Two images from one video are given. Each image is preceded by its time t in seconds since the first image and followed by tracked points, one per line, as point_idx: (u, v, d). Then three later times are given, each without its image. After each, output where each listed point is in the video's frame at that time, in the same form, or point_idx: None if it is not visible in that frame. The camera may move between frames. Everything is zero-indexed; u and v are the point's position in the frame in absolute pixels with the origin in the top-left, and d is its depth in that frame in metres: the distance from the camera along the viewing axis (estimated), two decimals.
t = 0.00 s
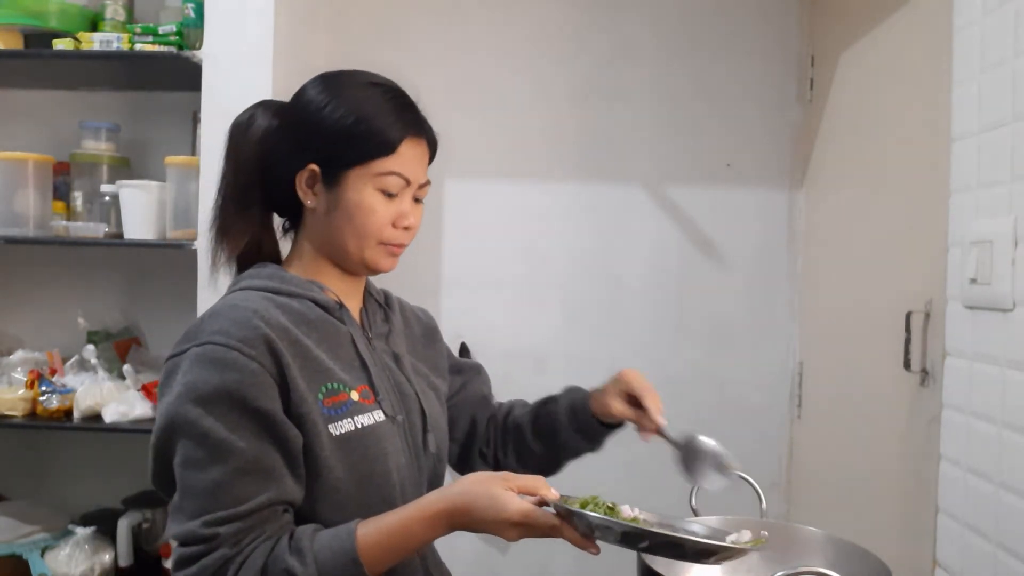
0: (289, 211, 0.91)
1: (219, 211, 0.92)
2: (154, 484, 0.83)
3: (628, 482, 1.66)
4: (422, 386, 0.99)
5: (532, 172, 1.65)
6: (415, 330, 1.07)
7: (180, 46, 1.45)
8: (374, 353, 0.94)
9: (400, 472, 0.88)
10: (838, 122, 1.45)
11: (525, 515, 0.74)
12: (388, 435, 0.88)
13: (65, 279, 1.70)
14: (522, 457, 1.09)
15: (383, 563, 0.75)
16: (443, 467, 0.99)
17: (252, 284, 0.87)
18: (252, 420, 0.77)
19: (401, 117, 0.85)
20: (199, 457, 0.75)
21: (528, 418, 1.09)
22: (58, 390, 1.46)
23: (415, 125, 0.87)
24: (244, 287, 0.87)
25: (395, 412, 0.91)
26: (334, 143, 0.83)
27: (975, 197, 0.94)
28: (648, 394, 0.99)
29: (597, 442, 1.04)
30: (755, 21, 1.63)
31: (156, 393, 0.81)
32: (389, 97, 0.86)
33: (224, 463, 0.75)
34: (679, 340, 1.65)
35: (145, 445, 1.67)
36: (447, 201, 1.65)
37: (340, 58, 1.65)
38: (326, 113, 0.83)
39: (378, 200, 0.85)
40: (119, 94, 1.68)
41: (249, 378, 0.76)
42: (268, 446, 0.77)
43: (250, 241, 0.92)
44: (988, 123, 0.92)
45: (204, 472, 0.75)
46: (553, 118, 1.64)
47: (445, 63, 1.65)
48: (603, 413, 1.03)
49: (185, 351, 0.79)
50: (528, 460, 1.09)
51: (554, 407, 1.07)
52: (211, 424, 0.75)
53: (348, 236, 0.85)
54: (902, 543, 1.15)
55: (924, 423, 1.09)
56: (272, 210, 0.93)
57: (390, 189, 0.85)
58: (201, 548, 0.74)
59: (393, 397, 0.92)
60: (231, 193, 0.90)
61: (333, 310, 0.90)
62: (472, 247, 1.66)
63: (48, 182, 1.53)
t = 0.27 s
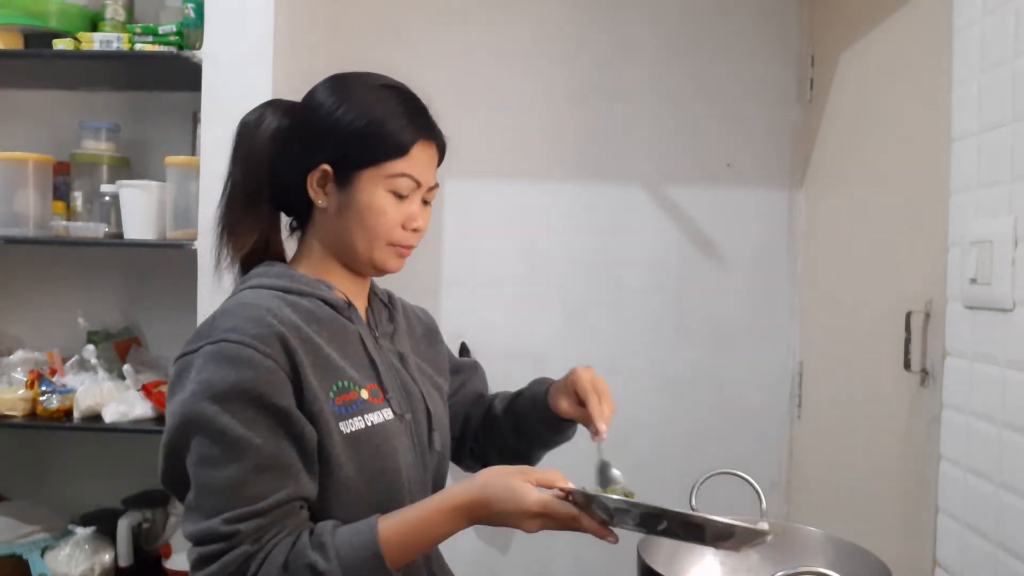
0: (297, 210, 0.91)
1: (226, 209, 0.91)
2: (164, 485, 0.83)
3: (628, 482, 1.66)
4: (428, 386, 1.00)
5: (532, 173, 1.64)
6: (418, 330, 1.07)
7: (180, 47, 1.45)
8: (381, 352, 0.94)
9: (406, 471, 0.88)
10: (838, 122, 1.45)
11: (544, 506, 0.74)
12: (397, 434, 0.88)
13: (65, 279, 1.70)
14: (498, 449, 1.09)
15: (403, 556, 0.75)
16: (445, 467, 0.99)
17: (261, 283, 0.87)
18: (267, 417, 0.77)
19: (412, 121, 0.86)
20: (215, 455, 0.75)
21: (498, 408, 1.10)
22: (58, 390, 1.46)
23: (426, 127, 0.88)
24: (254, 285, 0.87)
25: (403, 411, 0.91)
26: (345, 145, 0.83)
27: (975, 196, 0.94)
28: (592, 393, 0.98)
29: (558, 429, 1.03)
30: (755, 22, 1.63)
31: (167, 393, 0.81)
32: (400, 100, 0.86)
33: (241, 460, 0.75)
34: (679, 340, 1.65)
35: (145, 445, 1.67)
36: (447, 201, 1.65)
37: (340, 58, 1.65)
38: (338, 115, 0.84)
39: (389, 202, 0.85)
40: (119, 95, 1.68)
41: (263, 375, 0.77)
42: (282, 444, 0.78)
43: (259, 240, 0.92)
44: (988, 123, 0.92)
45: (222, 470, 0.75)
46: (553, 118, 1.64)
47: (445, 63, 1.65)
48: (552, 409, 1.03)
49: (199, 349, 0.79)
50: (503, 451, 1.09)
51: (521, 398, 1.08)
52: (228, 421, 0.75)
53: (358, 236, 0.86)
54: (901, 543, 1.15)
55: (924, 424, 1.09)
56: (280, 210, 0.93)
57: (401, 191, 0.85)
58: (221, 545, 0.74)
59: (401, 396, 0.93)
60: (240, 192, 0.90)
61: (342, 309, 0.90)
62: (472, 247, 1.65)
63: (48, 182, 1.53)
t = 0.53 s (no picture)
0: (301, 210, 0.91)
1: (231, 210, 0.91)
2: (169, 482, 0.83)
3: (628, 482, 1.66)
4: (430, 385, 1.00)
5: (532, 173, 1.64)
6: (420, 330, 1.07)
7: (180, 47, 1.45)
8: (385, 351, 0.94)
9: (409, 470, 0.88)
10: (838, 122, 1.45)
11: (546, 509, 0.74)
12: (400, 432, 0.88)
13: (65, 279, 1.70)
14: (531, 455, 1.11)
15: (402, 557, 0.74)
16: (446, 467, 0.99)
17: (266, 282, 0.88)
18: (271, 415, 0.77)
19: (415, 121, 0.87)
20: (220, 453, 0.75)
21: (536, 417, 1.10)
22: (58, 390, 1.46)
23: (429, 129, 0.89)
24: (259, 284, 0.87)
25: (406, 410, 0.91)
26: (350, 146, 0.84)
27: (975, 196, 0.94)
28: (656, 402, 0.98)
29: (605, 446, 1.04)
30: (755, 22, 1.63)
31: (172, 390, 0.81)
32: (404, 101, 0.87)
33: (245, 458, 0.75)
34: (679, 340, 1.65)
35: (145, 445, 1.67)
36: (448, 200, 1.65)
37: (340, 58, 1.65)
38: (343, 116, 0.84)
39: (394, 201, 0.86)
40: (119, 95, 1.68)
41: (268, 373, 0.77)
42: (287, 442, 0.78)
43: (263, 240, 0.92)
44: (988, 123, 0.92)
45: (226, 467, 0.75)
46: (553, 118, 1.64)
47: (445, 63, 1.65)
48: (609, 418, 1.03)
49: (204, 347, 0.79)
50: (537, 458, 1.10)
51: (563, 409, 1.08)
52: (233, 418, 0.75)
53: (363, 236, 0.86)
54: (902, 543, 1.15)
55: (925, 423, 1.09)
56: (284, 211, 0.92)
57: (405, 191, 0.86)
58: (223, 543, 0.74)
59: (404, 395, 0.93)
60: (244, 192, 0.90)
61: (346, 308, 0.91)
62: (472, 247, 1.65)
63: (48, 182, 1.53)
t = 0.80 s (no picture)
0: (310, 210, 0.91)
1: (242, 210, 0.91)
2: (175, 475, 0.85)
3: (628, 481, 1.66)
4: (435, 386, 1.00)
5: (532, 173, 1.64)
6: (426, 330, 1.07)
7: (180, 46, 1.45)
8: (390, 351, 0.94)
9: (413, 470, 0.88)
10: (838, 122, 1.45)
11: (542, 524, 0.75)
12: (404, 432, 0.88)
13: (65, 279, 1.70)
14: (535, 457, 1.10)
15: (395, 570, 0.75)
16: (450, 467, 0.99)
17: (275, 281, 0.88)
18: (271, 414, 0.78)
19: (424, 124, 0.87)
20: (218, 449, 0.76)
21: (539, 417, 1.10)
22: (58, 390, 1.46)
23: (438, 132, 0.89)
24: (267, 283, 0.88)
25: (410, 410, 0.91)
26: (359, 147, 0.84)
27: (975, 196, 0.94)
28: (645, 394, 0.99)
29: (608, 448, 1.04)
30: (755, 22, 1.63)
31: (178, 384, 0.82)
32: (413, 105, 0.88)
33: (242, 456, 0.75)
34: (679, 340, 1.65)
35: (145, 445, 1.67)
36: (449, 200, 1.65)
37: (340, 58, 1.65)
38: (353, 118, 0.85)
39: (402, 202, 0.86)
40: (119, 95, 1.68)
41: (268, 373, 0.77)
42: (286, 442, 0.78)
43: (273, 240, 0.92)
44: (988, 123, 0.92)
45: (223, 464, 0.75)
46: (553, 118, 1.64)
47: (445, 62, 1.65)
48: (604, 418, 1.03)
49: (209, 344, 0.80)
50: (540, 460, 1.10)
51: (565, 408, 1.09)
52: (231, 415, 0.76)
53: (371, 236, 0.87)
54: (902, 543, 1.15)
55: (925, 423, 1.09)
56: (294, 211, 0.92)
57: (414, 192, 0.86)
58: (214, 538, 0.75)
59: (408, 396, 0.93)
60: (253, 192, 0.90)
61: (353, 308, 0.91)
62: (472, 247, 1.66)
63: (48, 182, 1.53)
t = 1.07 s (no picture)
0: (314, 210, 0.91)
1: (248, 209, 0.91)
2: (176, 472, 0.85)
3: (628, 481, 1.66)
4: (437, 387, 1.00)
5: (532, 173, 1.64)
6: (429, 332, 1.07)
7: (180, 46, 1.45)
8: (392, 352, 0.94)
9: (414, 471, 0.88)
10: (838, 122, 1.45)
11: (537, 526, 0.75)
12: (405, 433, 0.88)
13: (65, 280, 1.70)
14: (539, 459, 1.10)
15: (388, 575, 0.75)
16: (452, 469, 0.99)
17: (278, 280, 0.88)
18: (270, 414, 0.78)
19: (431, 126, 0.87)
20: (216, 448, 0.76)
21: (543, 419, 1.10)
22: (58, 390, 1.46)
23: (444, 135, 0.89)
24: (270, 283, 0.88)
25: (412, 411, 0.91)
26: (365, 148, 0.84)
27: (975, 196, 0.94)
28: (650, 403, 0.99)
29: (612, 450, 1.04)
30: (755, 21, 1.63)
31: (179, 382, 0.82)
32: (420, 107, 0.87)
33: (241, 455, 0.76)
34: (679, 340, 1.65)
35: (145, 445, 1.67)
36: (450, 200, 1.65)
37: (340, 57, 1.65)
38: (360, 120, 0.85)
39: (407, 203, 0.86)
40: (119, 95, 1.68)
41: (268, 373, 0.77)
42: (285, 443, 0.78)
43: (278, 240, 0.92)
44: (988, 123, 0.92)
45: (221, 462, 0.76)
46: (553, 118, 1.64)
47: (445, 62, 1.65)
48: (609, 424, 1.03)
49: (210, 342, 0.80)
50: (544, 462, 1.10)
51: (570, 410, 1.09)
52: (230, 414, 0.76)
53: (376, 237, 0.87)
54: (902, 543, 1.15)
55: (925, 423, 1.09)
56: (300, 211, 0.92)
57: (419, 194, 0.86)
58: (208, 535, 0.75)
59: (410, 397, 0.92)
60: (259, 193, 0.90)
61: (355, 308, 0.91)
62: (472, 247, 1.65)
63: (48, 182, 1.53)
